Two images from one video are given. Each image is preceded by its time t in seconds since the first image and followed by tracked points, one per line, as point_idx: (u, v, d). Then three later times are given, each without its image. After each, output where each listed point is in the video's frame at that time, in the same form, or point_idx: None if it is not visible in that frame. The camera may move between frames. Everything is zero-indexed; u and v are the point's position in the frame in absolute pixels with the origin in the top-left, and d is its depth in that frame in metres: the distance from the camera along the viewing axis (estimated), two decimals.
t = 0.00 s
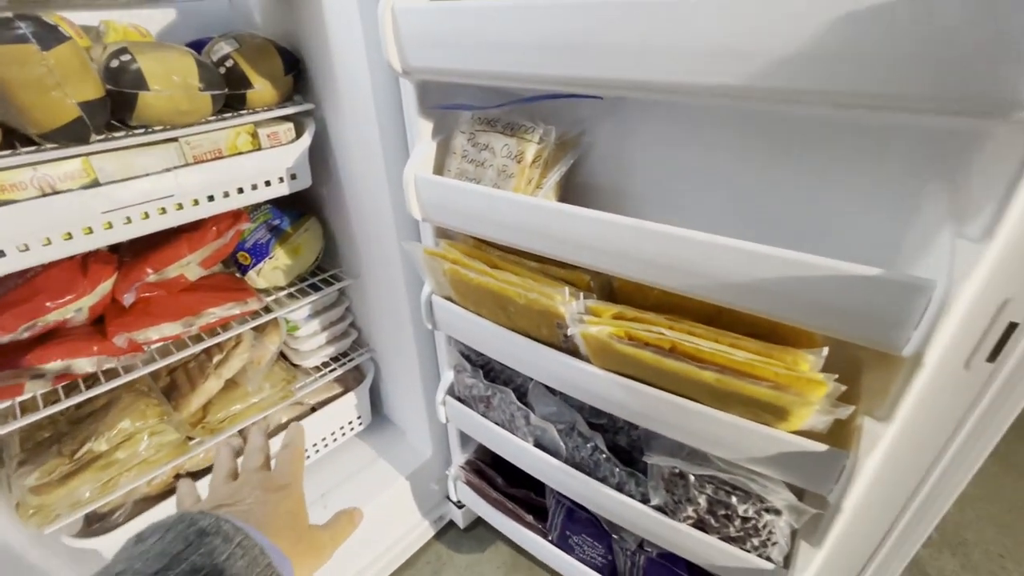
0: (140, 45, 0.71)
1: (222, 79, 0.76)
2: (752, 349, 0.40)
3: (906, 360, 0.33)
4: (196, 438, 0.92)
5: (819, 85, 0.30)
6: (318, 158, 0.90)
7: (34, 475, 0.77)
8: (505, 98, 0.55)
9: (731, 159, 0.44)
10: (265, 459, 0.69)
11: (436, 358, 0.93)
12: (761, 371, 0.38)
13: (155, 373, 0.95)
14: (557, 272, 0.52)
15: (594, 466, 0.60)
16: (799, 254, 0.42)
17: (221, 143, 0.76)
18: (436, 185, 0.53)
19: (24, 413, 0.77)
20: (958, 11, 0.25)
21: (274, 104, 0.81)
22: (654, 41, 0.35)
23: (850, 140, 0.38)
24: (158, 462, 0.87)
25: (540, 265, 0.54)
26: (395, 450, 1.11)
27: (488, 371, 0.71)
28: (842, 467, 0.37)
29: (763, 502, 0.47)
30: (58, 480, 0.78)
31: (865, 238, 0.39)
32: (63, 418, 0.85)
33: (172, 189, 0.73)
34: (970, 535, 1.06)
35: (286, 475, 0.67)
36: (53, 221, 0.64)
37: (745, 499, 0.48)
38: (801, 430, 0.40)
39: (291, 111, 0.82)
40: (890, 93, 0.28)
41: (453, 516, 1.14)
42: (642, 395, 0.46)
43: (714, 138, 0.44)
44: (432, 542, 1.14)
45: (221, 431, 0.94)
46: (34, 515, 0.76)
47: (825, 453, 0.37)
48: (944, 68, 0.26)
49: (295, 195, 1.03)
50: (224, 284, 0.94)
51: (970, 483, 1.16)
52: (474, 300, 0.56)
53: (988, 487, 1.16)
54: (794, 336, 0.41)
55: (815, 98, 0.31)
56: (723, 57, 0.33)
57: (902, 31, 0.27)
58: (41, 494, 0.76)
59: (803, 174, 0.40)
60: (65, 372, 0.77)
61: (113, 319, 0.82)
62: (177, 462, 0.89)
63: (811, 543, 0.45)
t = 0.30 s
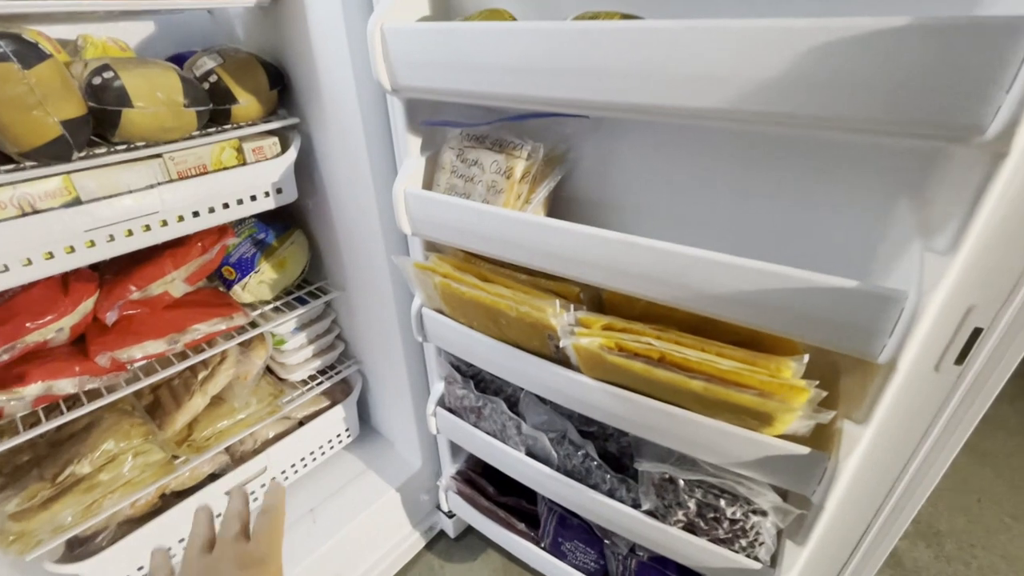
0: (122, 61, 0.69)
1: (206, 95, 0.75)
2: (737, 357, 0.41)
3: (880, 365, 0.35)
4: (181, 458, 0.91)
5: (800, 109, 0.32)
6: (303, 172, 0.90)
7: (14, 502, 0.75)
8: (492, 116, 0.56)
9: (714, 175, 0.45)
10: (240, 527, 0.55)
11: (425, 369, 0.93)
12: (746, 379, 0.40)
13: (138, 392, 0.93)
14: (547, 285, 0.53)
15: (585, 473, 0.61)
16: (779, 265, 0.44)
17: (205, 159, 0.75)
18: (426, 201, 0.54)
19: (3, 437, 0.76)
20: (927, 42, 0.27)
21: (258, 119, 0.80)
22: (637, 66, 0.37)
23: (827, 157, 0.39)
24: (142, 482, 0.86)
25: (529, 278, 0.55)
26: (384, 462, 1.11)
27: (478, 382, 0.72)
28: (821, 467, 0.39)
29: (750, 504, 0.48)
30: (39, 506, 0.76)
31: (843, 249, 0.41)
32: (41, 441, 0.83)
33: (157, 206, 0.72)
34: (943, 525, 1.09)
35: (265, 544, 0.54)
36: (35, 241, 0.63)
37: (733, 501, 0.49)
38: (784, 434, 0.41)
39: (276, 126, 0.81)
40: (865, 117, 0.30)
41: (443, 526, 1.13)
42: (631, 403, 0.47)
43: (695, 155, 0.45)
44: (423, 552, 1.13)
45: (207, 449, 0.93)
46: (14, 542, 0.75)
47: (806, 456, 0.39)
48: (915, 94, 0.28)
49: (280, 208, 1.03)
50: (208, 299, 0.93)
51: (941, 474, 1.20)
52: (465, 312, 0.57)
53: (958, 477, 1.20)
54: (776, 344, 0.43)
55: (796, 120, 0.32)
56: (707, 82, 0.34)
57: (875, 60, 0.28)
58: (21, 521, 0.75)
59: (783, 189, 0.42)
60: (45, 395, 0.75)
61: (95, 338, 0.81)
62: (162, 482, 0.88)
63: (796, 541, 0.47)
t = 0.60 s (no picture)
0: (100, 69, 0.66)
1: (187, 103, 0.72)
2: (722, 360, 0.42)
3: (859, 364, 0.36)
4: (163, 472, 0.90)
5: (777, 119, 0.33)
6: (285, 181, 0.89)
7: None
8: (479, 124, 0.56)
9: (696, 181, 0.46)
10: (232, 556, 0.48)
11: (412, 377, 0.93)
12: (732, 381, 0.41)
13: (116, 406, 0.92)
14: (535, 291, 0.54)
15: (575, 477, 0.62)
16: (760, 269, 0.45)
17: (187, 168, 0.72)
18: (413, 208, 0.54)
19: None
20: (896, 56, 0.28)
21: (240, 127, 0.79)
22: (621, 77, 0.37)
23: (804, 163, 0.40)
24: (123, 498, 0.83)
25: (517, 285, 0.55)
26: (371, 471, 1.10)
27: (466, 388, 0.72)
28: (805, 466, 0.40)
29: (737, 503, 0.49)
30: (16, 525, 0.75)
31: (821, 252, 0.42)
32: (17, 458, 0.82)
33: (136, 216, 0.69)
34: (920, 518, 1.12)
35: None
36: (10, 254, 0.60)
37: (720, 501, 0.50)
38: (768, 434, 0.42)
39: (258, 134, 0.80)
40: (839, 127, 0.31)
41: (432, 534, 1.13)
42: (621, 408, 0.48)
43: (677, 162, 0.46)
44: (412, 560, 1.12)
45: (190, 462, 0.92)
46: None
47: (790, 456, 0.40)
48: (889, 105, 0.29)
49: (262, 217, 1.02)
50: (190, 310, 0.91)
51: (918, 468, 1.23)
52: (453, 319, 0.57)
53: (935, 470, 1.22)
54: (759, 346, 0.44)
55: (773, 130, 0.33)
56: (688, 93, 0.35)
57: (850, 73, 0.29)
58: None
59: (762, 195, 0.43)
60: (19, 412, 0.72)
61: (72, 351, 0.78)
62: (144, 497, 0.86)
63: (782, 538, 0.48)
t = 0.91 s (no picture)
0: (89, 70, 0.66)
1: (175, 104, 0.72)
2: (706, 349, 0.44)
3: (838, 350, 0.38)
4: (153, 474, 0.89)
5: (754, 116, 0.34)
6: (274, 181, 0.89)
7: None
8: (469, 123, 0.57)
9: (680, 177, 0.47)
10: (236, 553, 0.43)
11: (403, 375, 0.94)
12: (715, 368, 0.42)
13: (104, 409, 0.91)
14: (525, 286, 0.55)
15: (566, 469, 0.63)
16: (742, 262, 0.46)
17: (175, 168, 0.72)
18: (404, 206, 0.55)
19: None
20: (865, 54, 0.29)
21: (230, 128, 0.78)
22: (606, 76, 0.39)
23: (782, 159, 0.42)
24: (112, 501, 0.83)
25: (507, 280, 0.56)
26: (362, 471, 1.10)
27: (457, 385, 0.72)
28: (787, 449, 0.42)
29: (723, 489, 0.51)
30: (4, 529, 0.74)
31: (800, 245, 0.43)
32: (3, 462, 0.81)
33: (125, 217, 0.68)
34: (900, 506, 1.15)
35: None
36: None
37: (707, 488, 0.52)
38: (751, 420, 0.44)
39: (248, 134, 0.79)
40: (813, 123, 0.32)
41: (425, 533, 1.13)
42: (610, 398, 0.49)
43: (662, 160, 0.48)
44: (404, 561, 1.12)
45: (180, 464, 0.92)
46: None
47: (774, 440, 0.42)
48: (858, 101, 0.30)
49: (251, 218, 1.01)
50: (179, 311, 0.91)
51: (897, 457, 1.26)
52: (444, 315, 0.58)
53: (913, 459, 1.26)
54: (741, 335, 0.46)
55: (751, 126, 0.35)
56: (670, 91, 0.36)
57: (822, 72, 0.31)
58: None
59: (743, 190, 0.45)
60: (7, 415, 0.72)
61: (59, 353, 0.77)
62: (133, 500, 0.85)
63: (767, 522, 0.50)
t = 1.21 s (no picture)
0: (83, 70, 0.66)
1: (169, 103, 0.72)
2: (689, 337, 0.46)
3: (813, 337, 0.40)
4: (147, 471, 0.90)
5: (729, 112, 0.36)
6: (266, 179, 0.89)
7: None
8: (459, 121, 0.59)
9: (664, 172, 0.49)
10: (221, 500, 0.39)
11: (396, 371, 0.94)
12: (698, 354, 0.44)
13: (97, 407, 0.91)
14: (515, 279, 0.56)
15: (556, 458, 0.65)
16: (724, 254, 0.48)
17: (169, 167, 0.73)
18: (395, 203, 0.56)
19: None
20: (830, 53, 0.31)
21: (223, 127, 0.79)
22: (591, 75, 0.40)
23: (760, 155, 0.44)
24: (106, 499, 0.84)
25: (498, 274, 0.58)
26: (356, 467, 1.11)
27: (449, 378, 0.73)
28: (767, 434, 0.44)
29: (707, 473, 0.53)
30: None
31: (779, 236, 0.45)
32: None
33: (120, 215, 0.69)
34: (883, 496, 1.17)
35: None
36: None
37: (692, 472, 0.54)
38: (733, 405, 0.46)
39: (241, 133, 0.80)
40: (783, 118, 0.34)
41: (419, 528, 1.12)
42: (598, 387, 0.51)
43: (646, 155, 0.49)
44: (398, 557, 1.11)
45: (173, 462, 0.92)
46: None
47: (754, 424, 0.44)
48: (824, 98, 0.32)
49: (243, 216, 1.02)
50: (173, 309, 0.91)
51: (880, 448, 1.29)
52: (436, 309, 0.59)
53: (896, 450, 1.29)
54: (721, 324, 0.48)
55: (725, 122, 0.37)
56: (650, 89, 0.38)
57: (793, 71, 0.32)
58: None
59: (725, 184, 0.46)
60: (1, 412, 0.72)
61: (54, 351, 0.78)
62: (127, 497, 0.86)
63: (750, 505, 0.52)
